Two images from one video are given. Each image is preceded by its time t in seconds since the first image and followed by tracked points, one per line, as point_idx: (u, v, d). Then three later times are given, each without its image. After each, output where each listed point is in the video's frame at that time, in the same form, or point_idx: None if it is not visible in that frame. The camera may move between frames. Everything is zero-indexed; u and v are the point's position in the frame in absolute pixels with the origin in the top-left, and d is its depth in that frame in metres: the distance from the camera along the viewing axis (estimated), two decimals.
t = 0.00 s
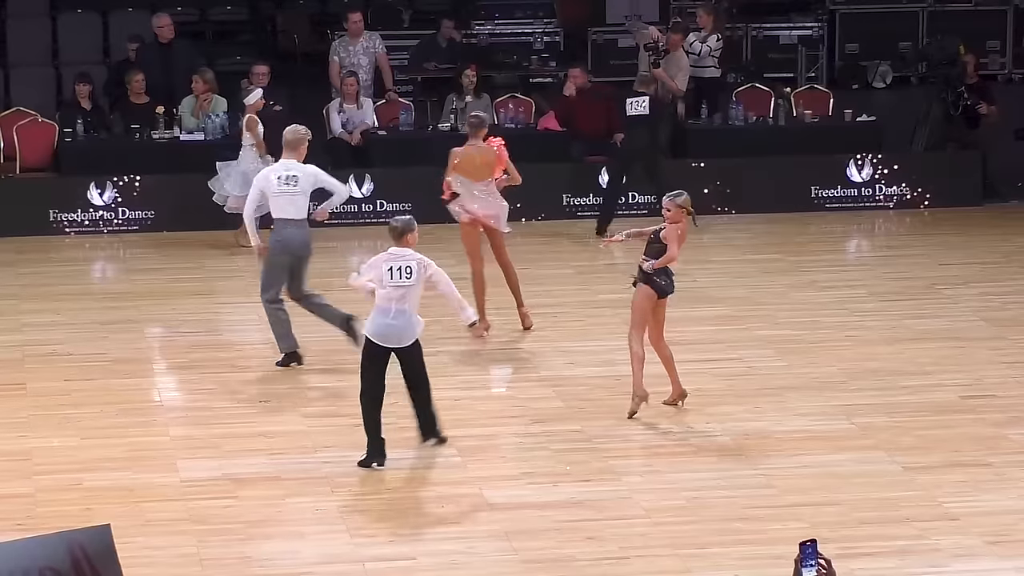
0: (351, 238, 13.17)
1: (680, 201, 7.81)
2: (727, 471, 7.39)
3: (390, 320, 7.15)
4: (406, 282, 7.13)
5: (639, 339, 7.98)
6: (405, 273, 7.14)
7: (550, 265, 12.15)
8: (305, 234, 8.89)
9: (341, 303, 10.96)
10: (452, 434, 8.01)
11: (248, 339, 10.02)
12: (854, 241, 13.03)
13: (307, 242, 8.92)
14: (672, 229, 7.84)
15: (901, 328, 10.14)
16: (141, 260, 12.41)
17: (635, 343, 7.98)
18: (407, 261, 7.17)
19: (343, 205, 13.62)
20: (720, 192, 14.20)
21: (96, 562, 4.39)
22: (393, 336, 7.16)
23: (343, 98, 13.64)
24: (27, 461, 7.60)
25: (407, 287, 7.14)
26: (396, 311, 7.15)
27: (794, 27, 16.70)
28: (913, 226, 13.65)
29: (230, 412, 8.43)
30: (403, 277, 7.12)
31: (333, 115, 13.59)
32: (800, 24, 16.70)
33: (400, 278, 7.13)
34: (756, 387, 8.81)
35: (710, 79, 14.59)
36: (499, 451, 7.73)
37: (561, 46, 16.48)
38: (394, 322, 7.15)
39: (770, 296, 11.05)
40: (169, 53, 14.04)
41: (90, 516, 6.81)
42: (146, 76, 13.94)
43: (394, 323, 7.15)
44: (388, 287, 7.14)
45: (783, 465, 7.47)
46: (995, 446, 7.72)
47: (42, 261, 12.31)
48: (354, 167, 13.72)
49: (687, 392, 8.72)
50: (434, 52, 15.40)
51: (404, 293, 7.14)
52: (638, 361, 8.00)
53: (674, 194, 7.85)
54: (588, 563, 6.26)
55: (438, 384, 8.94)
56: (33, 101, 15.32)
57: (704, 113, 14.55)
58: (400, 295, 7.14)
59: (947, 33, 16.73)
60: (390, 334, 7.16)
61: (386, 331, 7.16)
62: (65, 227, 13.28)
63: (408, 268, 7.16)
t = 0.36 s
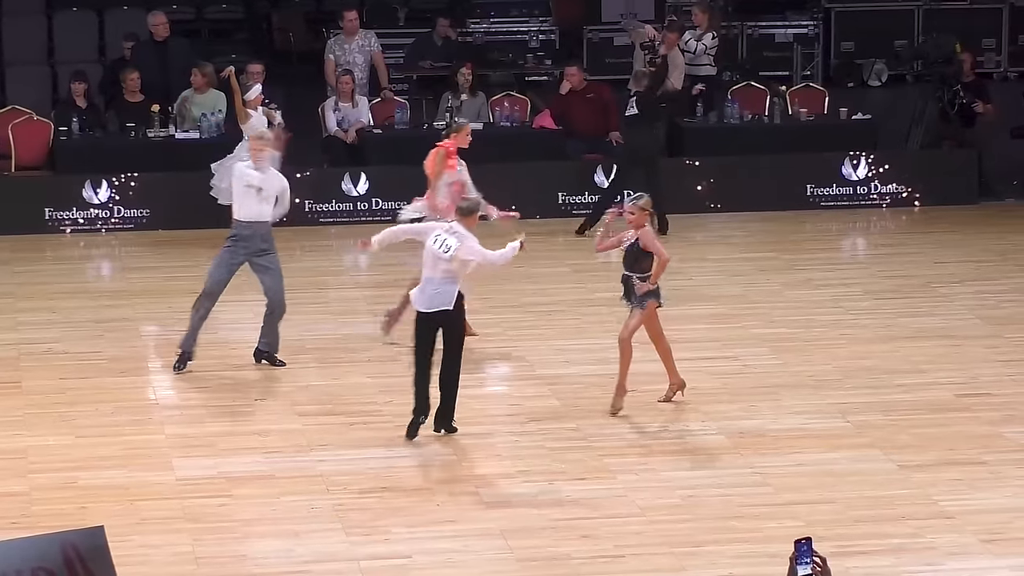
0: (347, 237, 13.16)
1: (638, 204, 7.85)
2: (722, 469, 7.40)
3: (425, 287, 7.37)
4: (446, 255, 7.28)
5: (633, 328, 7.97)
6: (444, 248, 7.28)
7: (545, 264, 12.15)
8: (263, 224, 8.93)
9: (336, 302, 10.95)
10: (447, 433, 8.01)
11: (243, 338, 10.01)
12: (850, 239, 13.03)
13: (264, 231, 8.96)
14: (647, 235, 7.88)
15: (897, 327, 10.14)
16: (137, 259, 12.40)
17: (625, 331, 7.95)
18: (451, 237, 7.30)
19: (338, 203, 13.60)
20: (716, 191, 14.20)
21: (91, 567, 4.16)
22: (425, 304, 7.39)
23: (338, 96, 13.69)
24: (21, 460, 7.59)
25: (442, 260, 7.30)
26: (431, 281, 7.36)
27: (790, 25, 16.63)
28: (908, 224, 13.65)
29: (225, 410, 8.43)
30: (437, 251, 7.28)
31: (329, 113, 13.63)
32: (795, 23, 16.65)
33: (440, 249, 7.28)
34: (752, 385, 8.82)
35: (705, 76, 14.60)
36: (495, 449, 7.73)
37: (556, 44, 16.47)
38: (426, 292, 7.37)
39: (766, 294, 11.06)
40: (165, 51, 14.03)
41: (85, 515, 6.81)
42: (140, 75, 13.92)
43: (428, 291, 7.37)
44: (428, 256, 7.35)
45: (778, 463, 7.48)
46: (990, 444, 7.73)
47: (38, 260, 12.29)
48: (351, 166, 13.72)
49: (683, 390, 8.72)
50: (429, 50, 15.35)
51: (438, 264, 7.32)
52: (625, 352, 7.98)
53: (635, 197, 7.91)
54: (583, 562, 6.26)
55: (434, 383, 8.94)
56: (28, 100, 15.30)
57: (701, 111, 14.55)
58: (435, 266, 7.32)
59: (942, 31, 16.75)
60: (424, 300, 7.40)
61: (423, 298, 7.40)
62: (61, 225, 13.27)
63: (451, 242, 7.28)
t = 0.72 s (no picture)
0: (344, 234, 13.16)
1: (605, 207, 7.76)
2: (718, 466, 7.40)
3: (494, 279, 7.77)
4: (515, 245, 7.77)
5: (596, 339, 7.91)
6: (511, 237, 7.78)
7: (541, 261, 12.14)
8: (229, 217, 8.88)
9: (332, 299, 10.95)
10: (442, 429, 8.01)
11: (238, 335, 10.00)
12: (844, 237, 13.03)
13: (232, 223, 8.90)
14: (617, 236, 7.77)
15: (892, 324, 10.15)
16: (133, 255, 12.38)
17: (591, 343, 7.92)
18: (513, 226, 7.77)
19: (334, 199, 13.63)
20: (710, 187, 14.20)
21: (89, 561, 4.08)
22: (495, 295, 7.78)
23: (333, 94, 13.68)
24: (16, 457, 7.58)
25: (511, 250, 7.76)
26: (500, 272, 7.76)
27: (785, 22, 16.61)
28: (903, 222, 13.66)
29: (220, 407, 8.42)
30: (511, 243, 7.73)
31: (325, 110, 13.60)
32: (791, 20, 16.65)
33: (511, 239, 7.76)
34: (748, 382, 8.82)
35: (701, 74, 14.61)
36: (490, 446, 7.74)
37: (551, 42, 16.48)
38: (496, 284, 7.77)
39: (762, 291, 11.06)
40: (160, 48, 14.06)
41: (80, 512, 6.80)
42: (136, 72, 13.90)
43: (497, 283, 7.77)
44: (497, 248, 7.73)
45: (773, 460, 7.48)
46: (985, 441, 7.73)
47: (34, 257, 12.27)
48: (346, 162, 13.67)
49: (680, 388, 8.73)
50: (425, 47, 15.34)
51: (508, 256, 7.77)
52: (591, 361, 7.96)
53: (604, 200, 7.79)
54: (579, 558, 6.26)
55: (430, 379, 8.95)
56: (24, 97, 15.28)
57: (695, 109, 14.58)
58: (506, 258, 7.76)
59: (938, 29, 16.77)
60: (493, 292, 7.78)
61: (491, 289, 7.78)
62: (56, 222, 13.26)
63: (516, 231, 7.79)
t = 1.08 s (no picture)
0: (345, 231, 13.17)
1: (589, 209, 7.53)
2: (719, 464, 7.40)
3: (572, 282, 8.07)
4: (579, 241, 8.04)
5: (589, 358, 7.72)
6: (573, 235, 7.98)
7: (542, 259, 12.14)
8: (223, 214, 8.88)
9: (333, 296, 10.95)
10: (443, 427, 8.01)
11: (240, 333, 10.00)
12: (845, 235, 13.02)
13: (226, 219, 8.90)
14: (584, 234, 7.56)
15: (894, 322, 10.15)
16: (133, 253, 12.38)
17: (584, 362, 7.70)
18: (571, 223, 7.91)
19: (336, 198, 13.63)
20: (712, 185, 14.19)
21: (89, 567, 4.31)
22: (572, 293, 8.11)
23: (334, 92, 13.65)
24: (18, 455, 7.58)
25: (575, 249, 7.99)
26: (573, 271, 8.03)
27: (786, 20, 16.61)
28: (903, 220, 13.65)
29: (221, 405, 8.42)
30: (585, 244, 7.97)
31: (326, 108, 13.61)
32: (792, 18, 16.63)
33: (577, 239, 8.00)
34: (749, 380, 8.82)
35: (703, 71, 14.58)
36: (491, 444, 7.74)
37: (553, 39, 16.47)
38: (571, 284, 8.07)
39: (763, 289, 11.06)
40: (161, 46, 14.06)
41: (81, 510, 6.80)
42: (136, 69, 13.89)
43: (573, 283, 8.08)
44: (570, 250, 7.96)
45: (775, 459, 7.48)
46: (987, 439, 7.74)
47: (34, 254, 12.28)
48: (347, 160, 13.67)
49: (681, 386, 8.73)
50: (426, 45, 15.45)
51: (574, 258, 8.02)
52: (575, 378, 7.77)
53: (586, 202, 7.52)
54: (580, 557, 6.26)
55: (431, 377, 8.95)
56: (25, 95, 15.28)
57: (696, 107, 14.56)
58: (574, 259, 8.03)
59: (939, 27, 16.77)
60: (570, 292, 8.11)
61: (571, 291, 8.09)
62: (57, 220, 13.26)
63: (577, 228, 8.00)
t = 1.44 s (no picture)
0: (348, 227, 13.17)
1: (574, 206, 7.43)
2: (721, 459, 7.41)
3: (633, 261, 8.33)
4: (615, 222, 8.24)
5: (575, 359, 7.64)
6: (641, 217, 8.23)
7: (544, 254, 12.15)
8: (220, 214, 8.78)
9: (336, 291, 10.96)
10: (446, 422, 8.02)
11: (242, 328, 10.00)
12: (847, 229, 13.02)
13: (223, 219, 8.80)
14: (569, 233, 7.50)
15: (896, 316, 10.15)
16: (136, 248, 12.38)
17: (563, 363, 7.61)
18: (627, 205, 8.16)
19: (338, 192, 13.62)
20: (714, 179, 14.17)
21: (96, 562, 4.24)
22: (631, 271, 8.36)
23: (337, 87, 13.61)
24: (21, 449, 7.59)
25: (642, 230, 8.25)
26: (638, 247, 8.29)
27: (789, 15, 16.65)
28: (906, 215, 13.63)
29: (225, 399, 8.43)
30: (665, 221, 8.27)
31: (328, 104, 13.58)
32: (794, 13, 16.66)
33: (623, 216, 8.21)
34: (752, 375, 8.83)
35: (705, 65, 14.58)
36: (494, 438, 7.74)
37: (555, 34, 16.48)
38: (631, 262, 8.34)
39: (766, 284, 11.06)
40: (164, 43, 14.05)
41: (85, 504, 6.82)
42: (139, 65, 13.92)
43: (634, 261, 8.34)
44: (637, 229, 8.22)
45: (777, 453, 7.49)
46: (990, 434, 7.74)
47: (37, 249, 12.28)
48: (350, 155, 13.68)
49: (684, 380, 8.73)
50: (428, 40, 15.30)
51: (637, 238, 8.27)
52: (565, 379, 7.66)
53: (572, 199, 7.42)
54: (582, 551, 6.27)
55: (434, 371, 8.96)
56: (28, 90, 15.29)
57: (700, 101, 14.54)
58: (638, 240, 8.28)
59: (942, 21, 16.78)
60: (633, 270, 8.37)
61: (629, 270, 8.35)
62: (60, 215, 13.27)
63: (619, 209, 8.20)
